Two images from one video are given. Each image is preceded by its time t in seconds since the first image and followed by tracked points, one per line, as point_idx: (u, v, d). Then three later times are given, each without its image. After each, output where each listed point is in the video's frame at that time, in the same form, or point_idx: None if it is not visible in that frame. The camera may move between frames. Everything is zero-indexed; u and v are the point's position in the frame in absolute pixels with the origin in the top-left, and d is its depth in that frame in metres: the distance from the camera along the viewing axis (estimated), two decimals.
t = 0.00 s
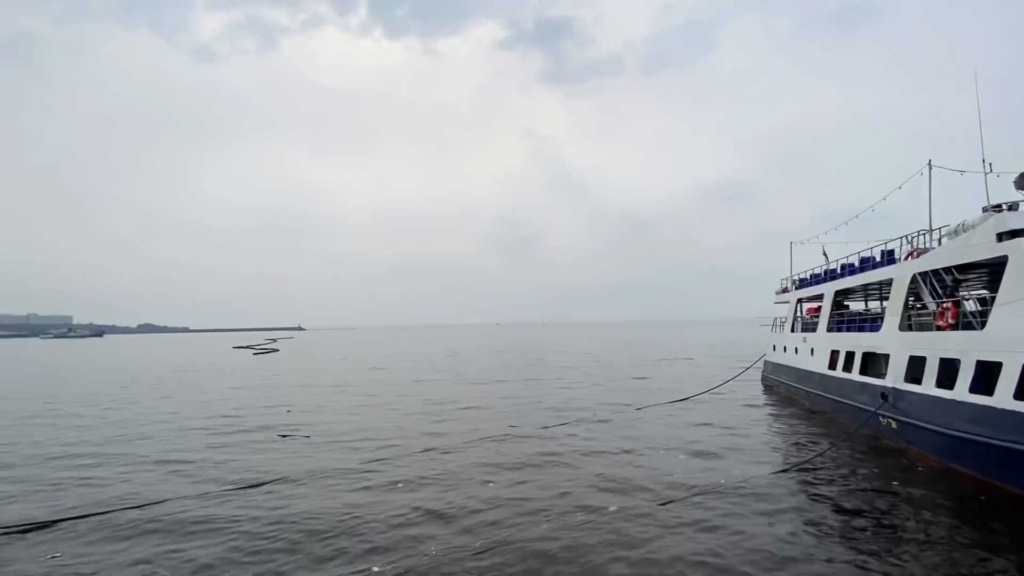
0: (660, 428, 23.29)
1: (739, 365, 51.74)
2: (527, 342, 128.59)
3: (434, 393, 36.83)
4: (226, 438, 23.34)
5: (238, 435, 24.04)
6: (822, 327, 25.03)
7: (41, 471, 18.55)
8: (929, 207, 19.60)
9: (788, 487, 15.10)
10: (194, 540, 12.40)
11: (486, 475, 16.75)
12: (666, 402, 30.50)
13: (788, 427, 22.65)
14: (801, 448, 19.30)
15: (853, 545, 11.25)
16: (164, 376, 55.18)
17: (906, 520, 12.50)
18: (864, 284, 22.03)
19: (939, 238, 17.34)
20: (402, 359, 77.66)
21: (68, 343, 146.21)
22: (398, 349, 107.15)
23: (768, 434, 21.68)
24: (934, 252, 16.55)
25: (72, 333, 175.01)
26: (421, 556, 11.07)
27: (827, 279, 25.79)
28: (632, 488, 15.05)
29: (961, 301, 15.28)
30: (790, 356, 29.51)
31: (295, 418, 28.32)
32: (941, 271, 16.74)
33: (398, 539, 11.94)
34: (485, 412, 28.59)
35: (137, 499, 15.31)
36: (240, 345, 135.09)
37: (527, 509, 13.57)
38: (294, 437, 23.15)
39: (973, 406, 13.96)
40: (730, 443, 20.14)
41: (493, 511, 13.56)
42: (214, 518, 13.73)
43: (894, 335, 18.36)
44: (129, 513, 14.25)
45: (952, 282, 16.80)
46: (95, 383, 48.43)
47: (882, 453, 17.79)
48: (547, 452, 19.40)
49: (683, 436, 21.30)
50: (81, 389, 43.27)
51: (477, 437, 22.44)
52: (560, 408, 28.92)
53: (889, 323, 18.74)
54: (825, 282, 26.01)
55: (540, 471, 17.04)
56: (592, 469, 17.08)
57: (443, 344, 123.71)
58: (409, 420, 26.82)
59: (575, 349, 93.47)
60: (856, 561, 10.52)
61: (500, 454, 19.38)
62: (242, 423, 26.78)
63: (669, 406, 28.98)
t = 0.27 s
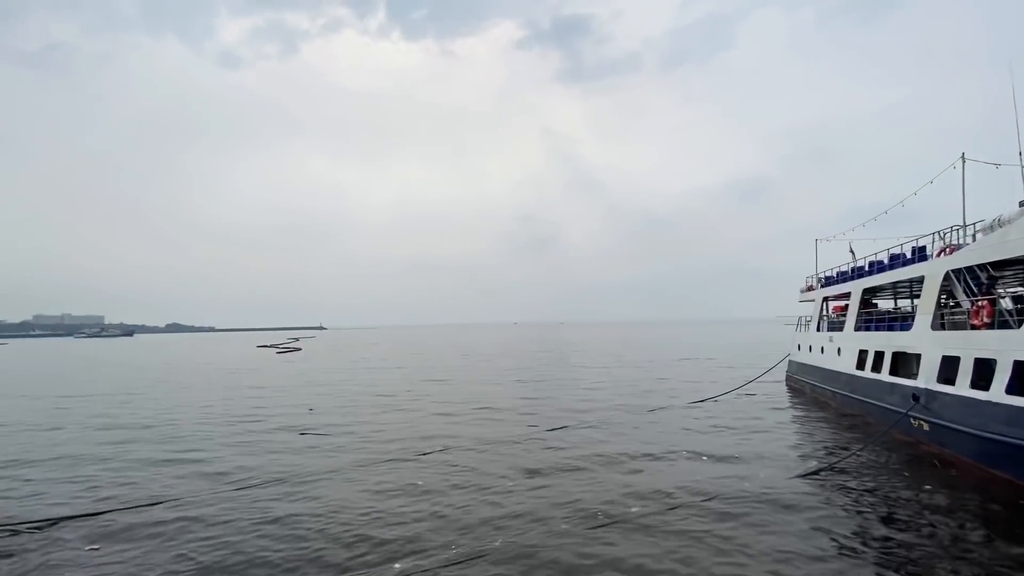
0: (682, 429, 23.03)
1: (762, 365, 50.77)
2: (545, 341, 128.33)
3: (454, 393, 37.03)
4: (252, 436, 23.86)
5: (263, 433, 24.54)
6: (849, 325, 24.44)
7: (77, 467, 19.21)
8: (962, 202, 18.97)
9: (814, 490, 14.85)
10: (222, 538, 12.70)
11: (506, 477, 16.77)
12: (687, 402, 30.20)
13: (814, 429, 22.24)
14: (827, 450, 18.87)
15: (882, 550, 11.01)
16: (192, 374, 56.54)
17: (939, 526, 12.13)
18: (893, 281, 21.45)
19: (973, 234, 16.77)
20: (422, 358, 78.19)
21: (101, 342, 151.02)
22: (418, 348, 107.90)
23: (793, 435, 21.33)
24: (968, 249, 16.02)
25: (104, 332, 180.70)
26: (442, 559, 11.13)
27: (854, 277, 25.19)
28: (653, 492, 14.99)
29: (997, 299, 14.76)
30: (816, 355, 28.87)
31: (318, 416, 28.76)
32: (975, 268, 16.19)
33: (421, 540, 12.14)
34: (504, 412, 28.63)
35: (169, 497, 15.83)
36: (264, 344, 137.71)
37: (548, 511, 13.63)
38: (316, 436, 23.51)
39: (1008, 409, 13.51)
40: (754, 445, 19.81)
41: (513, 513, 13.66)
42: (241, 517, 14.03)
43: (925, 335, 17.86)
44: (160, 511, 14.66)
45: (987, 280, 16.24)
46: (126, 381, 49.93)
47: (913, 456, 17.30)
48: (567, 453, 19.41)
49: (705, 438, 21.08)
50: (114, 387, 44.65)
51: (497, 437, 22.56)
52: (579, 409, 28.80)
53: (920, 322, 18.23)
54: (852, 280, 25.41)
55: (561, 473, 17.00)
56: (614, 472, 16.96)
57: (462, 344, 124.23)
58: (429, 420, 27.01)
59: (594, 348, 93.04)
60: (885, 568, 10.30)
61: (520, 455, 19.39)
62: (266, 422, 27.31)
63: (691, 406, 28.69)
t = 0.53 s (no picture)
0: (697, 430, 22.78)
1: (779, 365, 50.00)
2: (558, 340, 128.00)
3: (467, 393, 37.08)
4: (268, 435, 24.18)
5: (278, 432, 24.83)
6: (868, 325, 23.98)
7: (99, 464, 19.63)
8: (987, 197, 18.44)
9: (832, 493, 14.60)
10: (238, 535, 12.85)
11: (519, 478, 16.73)
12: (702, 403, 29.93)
13: (832, 430, 21.88)
14: (847, 452, 18.49)
15: (902, 555, 10.79)
16: (210, 373, 57.38)
17: (962, 530, 11.82)
18: (914, 280, 20.98)
19: (998, 231, 16.32)
20: (435, 358, 78.26)
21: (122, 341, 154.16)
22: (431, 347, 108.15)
23: (810, 437, 21.01)
24: (993, 246, 15.59)
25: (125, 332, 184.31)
26: (455, 559, 11.13)
27: (874, 275, 24.69)
28: (667, 493, 14.89)
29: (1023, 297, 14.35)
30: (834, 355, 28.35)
31: (333, 415, 29.01)
32: (1001, 266, 15.74)
33: (434, 539, 12.22)
34: (518, 412, 28.62)
35: (188, 494, 16.14)
36: (280, 343, 139.22)
37: (561, 512, 13.63)
38: (331, 435, 23.72)
39: None
40: (771, 447, 19.50)
41: (526, 513, 13.69)
42: (257, 514, 14.19)
43: (947, 335, 17.45)
44: (179, 507, 14.94)
45: (1013, 277, 15.80)
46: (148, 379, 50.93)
47: (935, 459, 16.87)
48: (580, 454, 19.36)
49: (720, 439, 20.88)
50: (135, 386, 45.56)
51: (510, 437, 22.57)
52: (592, 409, 28.68)
53: (942, 322, 17.81)
54: (871, 278, 24.91)
55: (574, 473, 16.92)
56: (627, 473, 16.84)
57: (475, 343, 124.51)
58: (443, 419, 27.07)
59: (608, 347, 92.60)
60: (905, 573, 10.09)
61: (533, 456, 19.31)
62: (282, 420, 27.63)
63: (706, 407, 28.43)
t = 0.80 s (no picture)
0: (705, 430, 22.64)
1: (789, 365, 49.57)
2: (566, 340, 127.74)
3: (474, 392, 37.11)
4: (276, 433, 24.36)
5: (286, 430, 24.97)
6: (879, 325, 23.72)
7: (110, 461, 19.85)
8: (1001, 194, 18.14)
9: (841, 494, 14.46)
10: (246, 531, 12.94)
11: (525, 477, 16.70)
12: (710, 403, 29.74)
13: (842, 431, 21.66)
14: (857, 453, 18.28)
15: (912, 556, 10.66)
16: (220, 372, 57.88)
17: (975, 533, 11.63)
18: (926, 279, 20.70)
19: (1013, 229, 16.06)
20: (443, 357, 78.33)
21: (133, 340, 155.84)
22: (439, 347, 108.24)
23: (819, 437, 20.83)
24: (1007, 244, 15.34)
25: (136, 330, 186.38)
26: (461, 558, 11.12)
27: (885, 275, 24.41)
28: (674, 493, 14.82)
29: None
30: (844, 355, 28.06)
31: (341, 414, 29.15)
32: (1016, 265, 15.48)
33: (440, 536, 12.26)
34: (525, 412, 28.59)
35: (197, 490, 16.32)
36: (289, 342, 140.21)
37: (566, 511, 13.61)
38: (339, 434, 23.84)
39: None
40: (780, 448, 19.34)
41: (532, 511, 13.69)
42: (265, 511, 14.27)
43: (960, 335, 17.22)
44: (188, 503, 15.12)
45: None
46: (159, 377, 51.47)
47: (948, 460, 16.64)
48: (586, 453, 19.33)
49: (727, 439, 20.75)
50: (146, 384, 46.06)
51: (517, 436, 22.56)
52: (600, 408, 28.60)
53: (954, 322, 17.58)
54: (882, 277, 24.62)
55: (580, 473, 16.86)
56: (634, 473, 16.76)
57: (482, 342, 124.55)
58: (450, 418, 27.10)
59: (616, 347, 92.26)
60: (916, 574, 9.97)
61: (540, 455, 19.28)
62: (291, 419, 27.80)
63: (714, 407, 28.25)
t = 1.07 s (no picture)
0: (707, 430, 22.68)
1: (790, 365, 49.58)
2: (567, 339, 127.76)
3: (475, 391, 37.20)
4: (279, 432, 24.44)
5: (289, 429, 25.07)
6: (881, 325, 23.72)
7: (114, 460, 19.96)
8: (1003, 194, 18.16)
9: (843, 494, 14.48)
10: (252, 529, 13.02)
11: (528, 476, 16.76)
12: (711, 402, 29.75)
13: (844, 430, 21.67)
14: (859, 453, 18.30)
15: (914, 555, 10.71)
16: (221, 370, 58.00)
17: (976, 532, 11.66)
18: (928, 279, 20.69)
19: (1015, 229, 16.07)
20: (444, 356, 78.40)
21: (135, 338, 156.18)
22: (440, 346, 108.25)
23: (821, 437, 20.84)
24: (1010, 244, 15.34)
25: (139, 329, 186.83)
26: (464, 557, 11.17)
27: (887, 274, 24.41)
28: (675, 492, 14.87)
29: None
30: (846, 355, 28.08)
31: (343, 413, 29.25)
32: (1018, 265, 15.49)
33: (443, 534, 12.35)
34: (526, 411, 28.66)
35: (201, 488, 16.44)
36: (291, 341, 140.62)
37: (568, 510, 13.69)
38: (341, 433, 23.94)
39: None
40: (782, 447, 19.35)
41: (534, 510, 13.78)
42: (269, 510, 14.34)
43: (962, 335, 17.21)
44: (193, 500, 15.24)
45: None
46: (161, 376, 51.60)
47: (949, 460, 16.65)
48: (588, 453, 19.38)
49: (729, 439, 20.76)
50: (148, 383, 46.17)
51: (518, 435, 22.61)
52: (601, 408, 28.66)
53: (956, 322, 17.58)
54: (884, 277, 24.63)
55: (582, 472, 16.93)
56: (636, 472, 16.81)
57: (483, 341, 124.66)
58: (452, 417, 27.19)
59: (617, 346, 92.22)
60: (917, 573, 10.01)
61: (542, 454, 19.34)
62: (293, 418, 27.88)
63: (715, 407, 28.27)
